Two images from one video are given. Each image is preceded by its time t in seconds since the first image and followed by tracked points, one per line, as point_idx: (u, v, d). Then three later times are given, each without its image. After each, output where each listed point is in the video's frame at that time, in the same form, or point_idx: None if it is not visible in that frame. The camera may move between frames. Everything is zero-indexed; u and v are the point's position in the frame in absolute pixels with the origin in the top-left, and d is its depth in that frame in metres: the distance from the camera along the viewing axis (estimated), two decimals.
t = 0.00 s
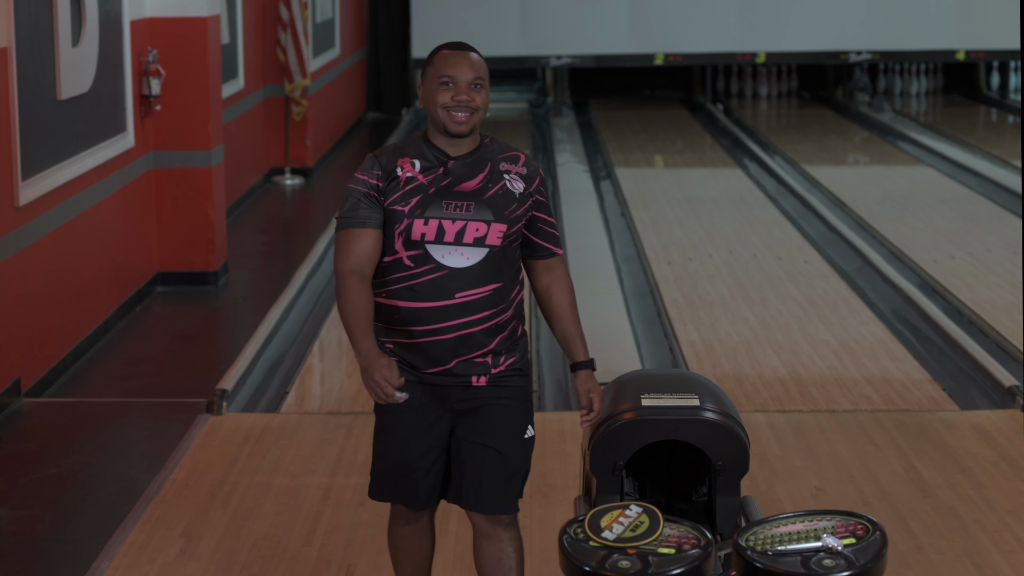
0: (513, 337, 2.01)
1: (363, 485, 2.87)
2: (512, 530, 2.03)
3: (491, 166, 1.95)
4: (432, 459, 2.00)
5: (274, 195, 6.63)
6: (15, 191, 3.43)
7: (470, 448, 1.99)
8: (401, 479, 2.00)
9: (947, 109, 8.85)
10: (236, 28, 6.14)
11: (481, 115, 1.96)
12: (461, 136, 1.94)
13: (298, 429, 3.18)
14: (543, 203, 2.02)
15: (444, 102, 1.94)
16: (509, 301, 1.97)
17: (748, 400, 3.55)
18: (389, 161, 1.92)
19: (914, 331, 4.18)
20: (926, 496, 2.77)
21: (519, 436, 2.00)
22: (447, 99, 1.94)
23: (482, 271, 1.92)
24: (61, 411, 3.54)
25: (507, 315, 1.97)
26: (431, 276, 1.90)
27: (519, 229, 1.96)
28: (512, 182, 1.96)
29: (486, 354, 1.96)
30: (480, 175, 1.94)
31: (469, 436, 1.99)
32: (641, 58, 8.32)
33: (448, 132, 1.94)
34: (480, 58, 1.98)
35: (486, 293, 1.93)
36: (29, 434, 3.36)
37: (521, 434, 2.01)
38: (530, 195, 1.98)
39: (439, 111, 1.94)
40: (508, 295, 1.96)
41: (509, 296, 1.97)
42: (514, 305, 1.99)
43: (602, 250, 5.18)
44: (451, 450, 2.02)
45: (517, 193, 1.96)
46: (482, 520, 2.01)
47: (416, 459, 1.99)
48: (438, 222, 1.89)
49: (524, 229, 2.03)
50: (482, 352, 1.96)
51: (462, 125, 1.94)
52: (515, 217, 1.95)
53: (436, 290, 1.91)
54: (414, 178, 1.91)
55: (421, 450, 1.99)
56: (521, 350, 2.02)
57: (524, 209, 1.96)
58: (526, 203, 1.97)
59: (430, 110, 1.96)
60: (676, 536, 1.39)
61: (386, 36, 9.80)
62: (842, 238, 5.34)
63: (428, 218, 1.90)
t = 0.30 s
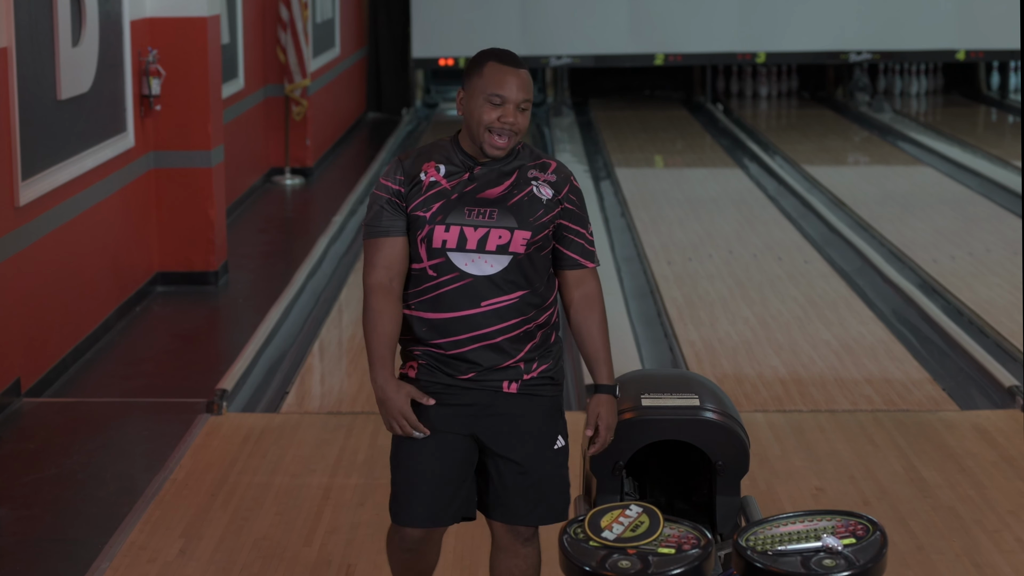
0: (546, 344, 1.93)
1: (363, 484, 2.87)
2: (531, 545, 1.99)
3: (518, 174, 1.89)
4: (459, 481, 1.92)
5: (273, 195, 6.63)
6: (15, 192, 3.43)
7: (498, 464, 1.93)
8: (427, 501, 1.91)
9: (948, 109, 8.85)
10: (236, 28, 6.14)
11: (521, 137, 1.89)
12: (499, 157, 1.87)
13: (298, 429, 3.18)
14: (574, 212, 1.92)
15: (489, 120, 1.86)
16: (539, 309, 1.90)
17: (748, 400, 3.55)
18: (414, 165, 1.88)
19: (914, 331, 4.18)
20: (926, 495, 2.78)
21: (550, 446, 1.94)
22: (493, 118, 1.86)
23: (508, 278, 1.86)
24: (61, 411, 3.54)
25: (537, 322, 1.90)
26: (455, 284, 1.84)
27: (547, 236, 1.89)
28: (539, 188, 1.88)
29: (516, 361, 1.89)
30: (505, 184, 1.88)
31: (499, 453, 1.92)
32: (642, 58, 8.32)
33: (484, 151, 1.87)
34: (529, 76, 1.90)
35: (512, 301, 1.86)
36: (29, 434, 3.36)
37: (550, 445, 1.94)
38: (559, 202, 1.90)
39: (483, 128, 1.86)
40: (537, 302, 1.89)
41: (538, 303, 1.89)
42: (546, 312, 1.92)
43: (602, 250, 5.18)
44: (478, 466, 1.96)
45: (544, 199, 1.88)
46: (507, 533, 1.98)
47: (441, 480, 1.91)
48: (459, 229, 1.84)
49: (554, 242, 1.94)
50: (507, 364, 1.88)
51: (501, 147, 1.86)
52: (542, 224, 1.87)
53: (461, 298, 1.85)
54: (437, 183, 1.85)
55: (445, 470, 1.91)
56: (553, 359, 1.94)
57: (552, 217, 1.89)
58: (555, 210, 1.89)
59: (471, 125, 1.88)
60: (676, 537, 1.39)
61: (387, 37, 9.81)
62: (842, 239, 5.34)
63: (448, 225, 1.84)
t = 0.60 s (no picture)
0: (550, 358, 1.88)
1: (363, 484, 2.87)
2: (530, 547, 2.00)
3: (521, 180, 1.84)
4: (477, 495, 1.88)
5: (274, 195, 6.63)
6: (15, 192, 3.43)
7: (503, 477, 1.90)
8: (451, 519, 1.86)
9: (948, 109, 8.84)
10: (236, 28, 6.14)
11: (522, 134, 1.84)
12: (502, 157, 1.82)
13: (298, 429, 3.18)
14: (579, 218, 1.88)
15: (487, 123, 1.80)
16: (543, 322, 1.84)
17: (749, 400, 3.55)
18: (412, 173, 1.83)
19: (914, 331, 4.18)
20: (926, 495, 2.78)
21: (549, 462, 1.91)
22: (489, 121, 1.81)
23: (511, 290, 1.80)
24: (61, 411, 3.54)
25: (541, 336, 1.85)
26: (455, 296, 1.79)
27: (552, 245, 1.84)
28: (542, 196, 1.84)
29: (519, 377, 1.84)
30: (508, 190, 1.82)
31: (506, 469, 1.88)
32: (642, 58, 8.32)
33: (488, 153, 1.82)
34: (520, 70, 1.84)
35: (515, 313, 1.80)
36: (29, 434, 3.36)
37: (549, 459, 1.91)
38: (563, 210, 1.85)
39: (479, 130, 1.81)
40: (542, 314, 1.83)
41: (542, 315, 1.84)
42: (550, 324, 1.86)
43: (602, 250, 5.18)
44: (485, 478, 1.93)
45: (548, 207, 1.83)
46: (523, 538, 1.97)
47: (457, 497, 1.86)
48: (459, 239, 1.78)
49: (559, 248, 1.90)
50: (511, 378, 1.83)
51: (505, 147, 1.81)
52: (546, 233, 1.82)
53: (462, 310, 1.79)
54: (437, 192, 1.81)
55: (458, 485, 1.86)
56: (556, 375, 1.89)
57: (556, 226, 1.84)
58: (558, 218, 1.84)
59: (467, 128, 1.83)
60: (677, 537, 1.39)
61: (387, 36, 9.81)
62: (842, 239, 5.34)
63: (448, 234, 1.79)
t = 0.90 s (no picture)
0: (535, 368, 1.83)
1: (363, 484, 2.87)
2: None
3: (497, 180, 1.81)
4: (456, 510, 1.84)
5: (274, 195, 6.63)
6: (15, 192, 3.43)
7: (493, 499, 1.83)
8: (429, 534, 1.83)
9: (948, 109, 8.85)
10: (236, 28, 6.14)
11: (489, 132, 1.82)
12: (470, 153, 1.79)
13: (298, 430, 3.17)
14: (558, 218, 1.83)
15: (453, 118, 1.78)
16: (525, 328, 1.79)
17: (748, 400, 3.55)
18: (383, 184, 1.79)
19: (914, 331, 4.18)
20: (926, 495, 2.78)
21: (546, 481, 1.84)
22: (455, 115, 1.79)
23: (492, 294, 1.75)
24: (61, 411, 3.54)
25: (525, 344, 1.80)
26: (434, 302, 1.74)
27: (533, 245, 1.79)
28: (519, 195, 1.80)
29: (502, 389, 1.79)
30: (483, 191, 1.79)
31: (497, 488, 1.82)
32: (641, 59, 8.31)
33: (455, 150, 1.79)
34: (487, 69, 1.84)
35: (496, 318, 1.75)
36: (29, 434, 3.36)
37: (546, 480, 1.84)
38: (541, 208, 1.81)
39: (445, 125, 1.79)
40: (524, 318, 1.79)
41: (524, 321, 1.79)
42: (533, 330, 1.81)
43: (602, 250, 5.18)
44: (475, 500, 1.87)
45: (526, 206, 1.79)
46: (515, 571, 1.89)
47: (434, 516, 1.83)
48: (436, 243, 1.74)
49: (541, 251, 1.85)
50: (493, 388, 1.78)
51: (471, 142, 1.79)
52: (525, 233, 1.78)
53: (442, 317, 1.74)
54: (410, 199, 1.77)
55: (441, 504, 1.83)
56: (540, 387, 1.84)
57: (536, 225, 1.79)
58: (537, 217, 1.80)
59: (433, 126, 1.81)
60: (677, 536, 1.39)
61: (387, 35, 9.81)
62: (842, 238, 5.34)
63: (425, 239, 1.74)
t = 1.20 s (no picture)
0: (524, 376, 1.79)
1: (362, 485, 2.87)
2: None
3: (484, 184, 1.79)
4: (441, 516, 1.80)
5: (274, 195, 6.63)
6: (15, 192, 3.43)
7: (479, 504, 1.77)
8: (427, 544, 1.81)
9: (948, 109, 8.85)
10: (236, 29, 6.14)
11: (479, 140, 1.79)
12: (457, 162, 1.77)
13: (298, 429, 3.17)
14: (546, 224, 1.81)
15: (442, 126, 1.76)
16: (512, 335, 1.76)
17: (748, 400, 3.55)
18: (370, 185, 1.77)
19: (914, 331, 4.18)
20: (926, 496, 2.78)
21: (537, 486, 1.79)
22: (445, 122, 1.76)
23: (476, 301, 1.73)
24: (61, 411, 3.54)
25: (513, 351, 1.76)
26: (418, 309, 1.72)
27: (520, 252, 1.77)
28: (507, 200, 1.78)
29: (488, 397, 1.75)
30: (470, 196, 1.77)
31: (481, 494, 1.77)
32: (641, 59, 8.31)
33: (442, 157, 1.77)
34: (481, 75, 1.80)
35: (480, 326, 1.73)
36: (29, 434, 3.36)
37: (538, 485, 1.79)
38: (531, 213, 1.79)
39: (434, 132, 1.76)
40: (510, 325, 1.76)
41: (509, 328, 1.76)
42: (520, 338, 1.78)
43: (602, 250, 5.18)
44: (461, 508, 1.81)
45: (513, 213, 1.78)
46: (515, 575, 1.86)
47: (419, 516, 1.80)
48: (421, 249, 1.72)
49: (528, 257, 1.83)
50: (478, 396, 1.74)
51: (459, 151, 1.76)
52: (512, 239, 1.76)
53: (426, 323, 1.72)
54: (396, 203, 1.75)
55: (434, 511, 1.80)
56: (531, 394, 1.80)
57: (523, 231, 1.78)
58: (525, 223, 1.78)
59: (421, 130, 1.78)
60: (677, 537, 1.39)
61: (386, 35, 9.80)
62: (842, 239, 5.34)
63: (409, 245, 1.73)
